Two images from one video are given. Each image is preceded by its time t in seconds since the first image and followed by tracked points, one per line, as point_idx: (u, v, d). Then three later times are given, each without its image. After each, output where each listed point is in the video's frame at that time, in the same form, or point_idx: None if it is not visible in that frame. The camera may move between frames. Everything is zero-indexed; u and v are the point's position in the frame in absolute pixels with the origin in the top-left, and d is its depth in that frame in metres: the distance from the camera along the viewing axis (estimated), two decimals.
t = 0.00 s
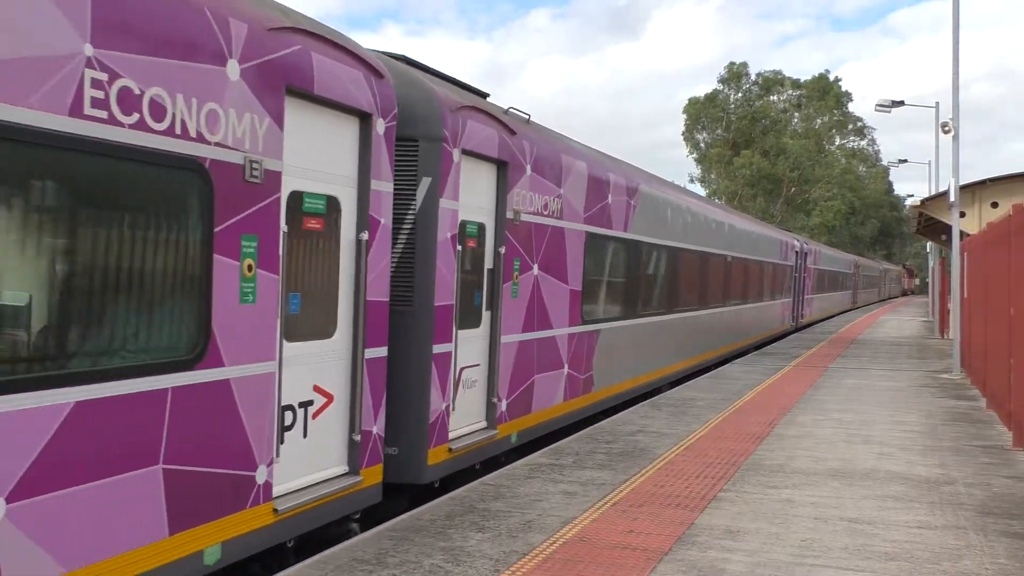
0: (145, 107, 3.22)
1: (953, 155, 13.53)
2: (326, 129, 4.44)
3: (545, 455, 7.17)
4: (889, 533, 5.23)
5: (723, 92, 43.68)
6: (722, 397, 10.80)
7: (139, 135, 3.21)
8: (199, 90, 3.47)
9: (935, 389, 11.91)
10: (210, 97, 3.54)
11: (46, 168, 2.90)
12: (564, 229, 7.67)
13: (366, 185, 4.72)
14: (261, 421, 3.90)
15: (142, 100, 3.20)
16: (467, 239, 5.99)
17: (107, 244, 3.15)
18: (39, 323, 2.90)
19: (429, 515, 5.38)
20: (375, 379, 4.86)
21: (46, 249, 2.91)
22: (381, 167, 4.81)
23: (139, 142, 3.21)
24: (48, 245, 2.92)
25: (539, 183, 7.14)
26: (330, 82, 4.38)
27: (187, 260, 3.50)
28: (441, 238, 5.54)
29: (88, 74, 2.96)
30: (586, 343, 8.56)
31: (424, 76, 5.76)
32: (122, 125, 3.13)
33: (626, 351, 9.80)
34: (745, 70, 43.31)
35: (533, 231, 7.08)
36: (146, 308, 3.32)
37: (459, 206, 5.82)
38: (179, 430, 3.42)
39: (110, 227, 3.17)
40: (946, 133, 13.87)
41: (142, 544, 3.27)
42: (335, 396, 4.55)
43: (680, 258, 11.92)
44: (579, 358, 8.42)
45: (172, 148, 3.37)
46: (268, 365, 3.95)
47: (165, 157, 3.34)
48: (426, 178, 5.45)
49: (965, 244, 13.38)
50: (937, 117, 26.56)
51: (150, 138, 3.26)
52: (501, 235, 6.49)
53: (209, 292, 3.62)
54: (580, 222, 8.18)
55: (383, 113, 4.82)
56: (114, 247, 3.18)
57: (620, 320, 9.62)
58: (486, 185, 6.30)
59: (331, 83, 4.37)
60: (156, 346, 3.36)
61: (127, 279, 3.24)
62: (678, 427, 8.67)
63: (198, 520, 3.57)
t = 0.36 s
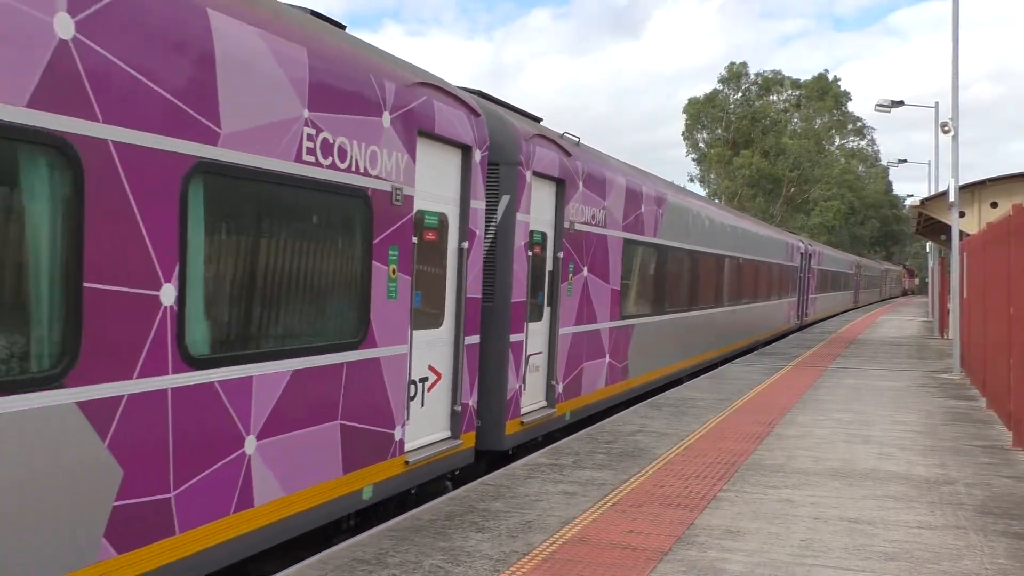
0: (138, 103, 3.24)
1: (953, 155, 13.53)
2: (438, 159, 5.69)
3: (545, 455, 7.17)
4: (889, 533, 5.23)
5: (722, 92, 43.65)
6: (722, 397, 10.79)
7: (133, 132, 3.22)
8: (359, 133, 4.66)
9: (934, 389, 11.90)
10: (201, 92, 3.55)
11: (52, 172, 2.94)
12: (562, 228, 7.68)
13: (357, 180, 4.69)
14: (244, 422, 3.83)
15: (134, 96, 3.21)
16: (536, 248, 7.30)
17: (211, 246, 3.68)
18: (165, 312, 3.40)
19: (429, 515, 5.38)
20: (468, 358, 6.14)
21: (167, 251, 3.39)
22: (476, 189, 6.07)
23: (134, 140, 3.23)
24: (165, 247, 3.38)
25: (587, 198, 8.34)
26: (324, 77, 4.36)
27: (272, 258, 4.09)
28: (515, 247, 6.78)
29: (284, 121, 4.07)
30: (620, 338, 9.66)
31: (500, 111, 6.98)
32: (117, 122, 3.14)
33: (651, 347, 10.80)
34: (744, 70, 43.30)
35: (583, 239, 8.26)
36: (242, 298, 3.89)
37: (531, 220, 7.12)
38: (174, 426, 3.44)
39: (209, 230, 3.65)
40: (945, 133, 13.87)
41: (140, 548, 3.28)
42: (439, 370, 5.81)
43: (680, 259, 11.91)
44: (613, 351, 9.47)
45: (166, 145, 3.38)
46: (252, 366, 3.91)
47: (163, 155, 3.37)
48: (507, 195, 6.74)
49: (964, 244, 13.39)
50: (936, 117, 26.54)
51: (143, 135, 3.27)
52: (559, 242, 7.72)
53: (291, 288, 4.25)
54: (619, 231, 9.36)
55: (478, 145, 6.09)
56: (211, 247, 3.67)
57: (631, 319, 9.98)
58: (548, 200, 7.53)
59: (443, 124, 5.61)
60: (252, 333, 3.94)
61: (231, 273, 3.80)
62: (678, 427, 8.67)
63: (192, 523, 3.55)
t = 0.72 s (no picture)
0: (124, 102, 3.28)
1: (953, 155, 13.53)
2: (516, 180, 6.95)
3: (545, 455, 7.17)
4: (889, 533, 5.23)
5: (723, 92, 43.64)
6: (722, 397, 10.79)
7: (117, 130, 3.27)
8: (463, 163, 5.97)
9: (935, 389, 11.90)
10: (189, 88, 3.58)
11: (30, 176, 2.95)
12: (560, 228, 7.70)
13: (351, 178, 4.66)
14: (232, 426, 3.85)
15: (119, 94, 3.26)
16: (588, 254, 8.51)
17: (213, 250, 3.81)
18: (247, 306, 4.00)
19: (429, 515, 5.38)
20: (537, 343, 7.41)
21: (158, 255, 3.52)
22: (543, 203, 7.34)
23: (118, 137, 3.28)
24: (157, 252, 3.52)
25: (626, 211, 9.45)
26: (314, 73, 4.37)
27: (282, 260, 4.20)
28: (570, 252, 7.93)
29: (418, 157, 5.37)
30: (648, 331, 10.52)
31: (560, 137, 8.14)
32: (99, 120, 3.20)
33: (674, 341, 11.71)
34: (744, 70, 43.32)
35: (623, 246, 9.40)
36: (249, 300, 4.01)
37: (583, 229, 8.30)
38: (160, 431, 3.47)
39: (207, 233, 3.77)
40: (946, 133, 13.87)
41: (130, 549, 3.35)
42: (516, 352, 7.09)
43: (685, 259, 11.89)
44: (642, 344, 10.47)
45: (152, 141, 3.43)
46: (238, 372, 3.89)
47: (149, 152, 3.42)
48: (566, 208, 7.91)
49: (964, 244, 13.39)
50: (936, 118, 26.54)
51: (128, 134, 3.32)
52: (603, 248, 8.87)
53: (384, 290, 5.07)
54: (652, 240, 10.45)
55: (546, 168, 7.36)
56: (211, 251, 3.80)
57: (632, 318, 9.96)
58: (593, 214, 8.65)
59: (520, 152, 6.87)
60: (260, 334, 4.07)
61: (234, 276, 3.92)
62: (677, 427, 8.67)
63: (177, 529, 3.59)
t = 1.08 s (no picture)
0: (117, 101, 3.27)
1: (953, 155, 13.53)
2: (574, 195, 8.28)
3: (545, 455, 7.16)
4: (889, 533, 5.23)
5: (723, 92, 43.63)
6: (722, 397, 10.79)
7: (110, 130, 3.27)
8: (538, 184, 7.32)
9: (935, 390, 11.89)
10: (183, 90, 3.57)
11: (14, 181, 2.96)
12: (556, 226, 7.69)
13: (345, 176, 4.67)
14: (226, 429, 3.86)
15: (111, 93, 3.25)
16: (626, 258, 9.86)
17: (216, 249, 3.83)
18: (368, 301, 4.96)
19: (429, 515, 5.38)
20: (588, 336, 8.66)
21: (160, 255, 3.55)
22: (593, 215, 8.65)
23: (112, 137, 3.28)
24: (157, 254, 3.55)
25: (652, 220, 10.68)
26: (305, 72, 4.36)
27: (284, 258, 4.24)
28: (612, 255, 9.22)
29: (504, 181, 6.65)
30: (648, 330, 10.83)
31: (606, 157, 9.47)
32: (92, 121, 3.19)
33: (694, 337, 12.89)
34: (745, 70, 43.32)
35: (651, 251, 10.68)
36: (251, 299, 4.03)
37: (622, 236, 9.68)
38: (154, 430, 3.47)
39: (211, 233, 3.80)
40: (945, 133, 13.87)
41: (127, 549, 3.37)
42: (572, 342, 8.42)
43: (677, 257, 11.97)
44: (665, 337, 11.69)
45: (145, 142, 3.43)
46: (229, 374, 3.89)
47: (144, 153, 3.43)
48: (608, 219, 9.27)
49: (964, 244, 13.39)
50: (937, 118, 26.53)
51: (126, 135, 3.34)
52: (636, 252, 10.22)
53: (480, 288, 6.39)
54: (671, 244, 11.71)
55: (596, 184, 8.62)
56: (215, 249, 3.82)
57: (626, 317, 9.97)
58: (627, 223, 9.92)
59: (577, 172, 8.18)
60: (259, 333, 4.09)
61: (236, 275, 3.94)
62: (677, 427, 8.66)
63: (169, 533, 3.58)
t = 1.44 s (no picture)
0: (115, 99, 3.26)
1: (953, 155, 13.53)
2: (618, 207, 9.57)
3: (545, 455, 7.16)
4: (889, 533, 5.23)
5: (723, 92, 43.66)
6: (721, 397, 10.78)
7: (110, 129, 3.26)
8: (592, 200, 8.60)
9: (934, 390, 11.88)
10: (181, 89, 3.56)
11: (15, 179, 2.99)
12: (559, 225, 7.68)
13: (345, 176, 4.69)
14: (229, 428, 3.87)
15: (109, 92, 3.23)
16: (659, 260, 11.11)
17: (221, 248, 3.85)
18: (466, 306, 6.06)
19: (429, 514, 5.38)
20: (627, 329, 9.95)
21: (173, 251, 3.56)
22: (630, 223, 9.89)
23: (112, 136, 3.27)
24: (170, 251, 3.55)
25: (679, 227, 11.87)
26: (305, 72, 4.35)
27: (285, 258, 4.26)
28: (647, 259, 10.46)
29: (567, 199, 7.92)
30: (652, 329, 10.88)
31: (643, 172, 10.73)
32: (92, 120, 3.19)
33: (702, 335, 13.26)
34: (745, 70, 43.35)
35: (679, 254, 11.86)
36: (250, 299, 4.07)
37: (656, 241, 10.99)
38: (156, 430, 3.47)
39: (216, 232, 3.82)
40: (945, 133, 13.86)
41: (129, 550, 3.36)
42: (614, 334, 9.67)
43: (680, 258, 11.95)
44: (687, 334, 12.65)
45: (145, 142, 3.42)
46: (229, 373, 3.89)
47: (146, 151, 3.42)
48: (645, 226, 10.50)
49: (964, 244, 13.40)
50: (936, 118, 26.55)
51: (128, 133, 3.34)
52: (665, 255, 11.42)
53: (550, 287, 7.66)
54: (695, 248, 12.87)
55: (634, 197, 9.86)
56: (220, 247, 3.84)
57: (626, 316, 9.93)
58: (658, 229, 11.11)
59: (620, 187, 9.41)
60: (260, 333, 4.13)
61: (239, 274, 3.98)
62: (677, 427, 8.66)
63: (171, 534, 3.58)
